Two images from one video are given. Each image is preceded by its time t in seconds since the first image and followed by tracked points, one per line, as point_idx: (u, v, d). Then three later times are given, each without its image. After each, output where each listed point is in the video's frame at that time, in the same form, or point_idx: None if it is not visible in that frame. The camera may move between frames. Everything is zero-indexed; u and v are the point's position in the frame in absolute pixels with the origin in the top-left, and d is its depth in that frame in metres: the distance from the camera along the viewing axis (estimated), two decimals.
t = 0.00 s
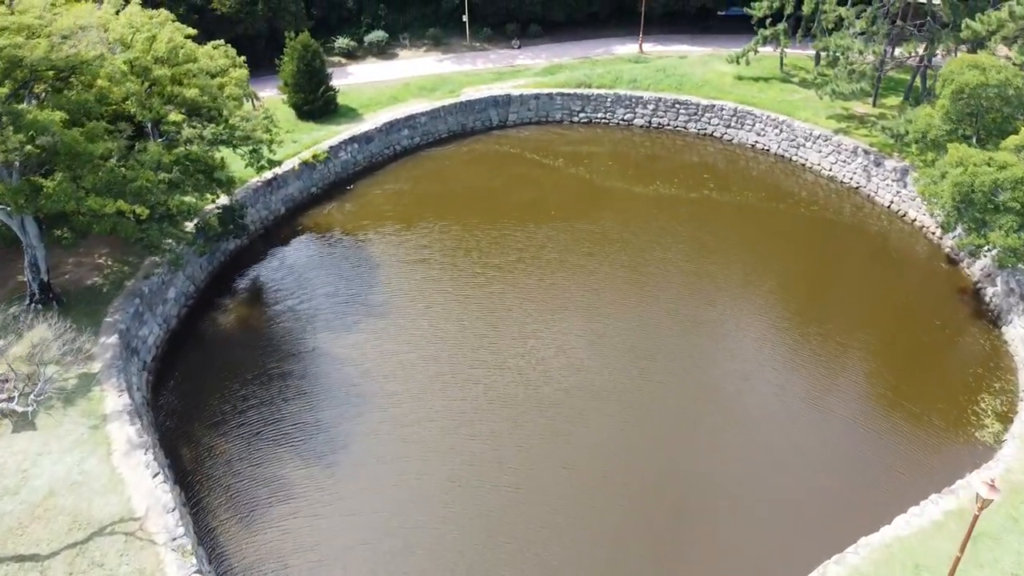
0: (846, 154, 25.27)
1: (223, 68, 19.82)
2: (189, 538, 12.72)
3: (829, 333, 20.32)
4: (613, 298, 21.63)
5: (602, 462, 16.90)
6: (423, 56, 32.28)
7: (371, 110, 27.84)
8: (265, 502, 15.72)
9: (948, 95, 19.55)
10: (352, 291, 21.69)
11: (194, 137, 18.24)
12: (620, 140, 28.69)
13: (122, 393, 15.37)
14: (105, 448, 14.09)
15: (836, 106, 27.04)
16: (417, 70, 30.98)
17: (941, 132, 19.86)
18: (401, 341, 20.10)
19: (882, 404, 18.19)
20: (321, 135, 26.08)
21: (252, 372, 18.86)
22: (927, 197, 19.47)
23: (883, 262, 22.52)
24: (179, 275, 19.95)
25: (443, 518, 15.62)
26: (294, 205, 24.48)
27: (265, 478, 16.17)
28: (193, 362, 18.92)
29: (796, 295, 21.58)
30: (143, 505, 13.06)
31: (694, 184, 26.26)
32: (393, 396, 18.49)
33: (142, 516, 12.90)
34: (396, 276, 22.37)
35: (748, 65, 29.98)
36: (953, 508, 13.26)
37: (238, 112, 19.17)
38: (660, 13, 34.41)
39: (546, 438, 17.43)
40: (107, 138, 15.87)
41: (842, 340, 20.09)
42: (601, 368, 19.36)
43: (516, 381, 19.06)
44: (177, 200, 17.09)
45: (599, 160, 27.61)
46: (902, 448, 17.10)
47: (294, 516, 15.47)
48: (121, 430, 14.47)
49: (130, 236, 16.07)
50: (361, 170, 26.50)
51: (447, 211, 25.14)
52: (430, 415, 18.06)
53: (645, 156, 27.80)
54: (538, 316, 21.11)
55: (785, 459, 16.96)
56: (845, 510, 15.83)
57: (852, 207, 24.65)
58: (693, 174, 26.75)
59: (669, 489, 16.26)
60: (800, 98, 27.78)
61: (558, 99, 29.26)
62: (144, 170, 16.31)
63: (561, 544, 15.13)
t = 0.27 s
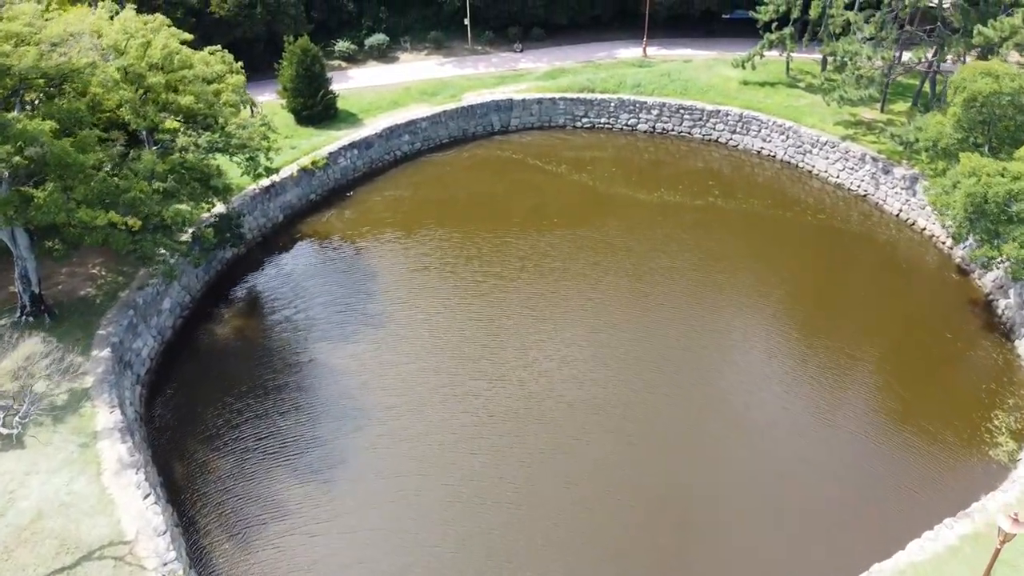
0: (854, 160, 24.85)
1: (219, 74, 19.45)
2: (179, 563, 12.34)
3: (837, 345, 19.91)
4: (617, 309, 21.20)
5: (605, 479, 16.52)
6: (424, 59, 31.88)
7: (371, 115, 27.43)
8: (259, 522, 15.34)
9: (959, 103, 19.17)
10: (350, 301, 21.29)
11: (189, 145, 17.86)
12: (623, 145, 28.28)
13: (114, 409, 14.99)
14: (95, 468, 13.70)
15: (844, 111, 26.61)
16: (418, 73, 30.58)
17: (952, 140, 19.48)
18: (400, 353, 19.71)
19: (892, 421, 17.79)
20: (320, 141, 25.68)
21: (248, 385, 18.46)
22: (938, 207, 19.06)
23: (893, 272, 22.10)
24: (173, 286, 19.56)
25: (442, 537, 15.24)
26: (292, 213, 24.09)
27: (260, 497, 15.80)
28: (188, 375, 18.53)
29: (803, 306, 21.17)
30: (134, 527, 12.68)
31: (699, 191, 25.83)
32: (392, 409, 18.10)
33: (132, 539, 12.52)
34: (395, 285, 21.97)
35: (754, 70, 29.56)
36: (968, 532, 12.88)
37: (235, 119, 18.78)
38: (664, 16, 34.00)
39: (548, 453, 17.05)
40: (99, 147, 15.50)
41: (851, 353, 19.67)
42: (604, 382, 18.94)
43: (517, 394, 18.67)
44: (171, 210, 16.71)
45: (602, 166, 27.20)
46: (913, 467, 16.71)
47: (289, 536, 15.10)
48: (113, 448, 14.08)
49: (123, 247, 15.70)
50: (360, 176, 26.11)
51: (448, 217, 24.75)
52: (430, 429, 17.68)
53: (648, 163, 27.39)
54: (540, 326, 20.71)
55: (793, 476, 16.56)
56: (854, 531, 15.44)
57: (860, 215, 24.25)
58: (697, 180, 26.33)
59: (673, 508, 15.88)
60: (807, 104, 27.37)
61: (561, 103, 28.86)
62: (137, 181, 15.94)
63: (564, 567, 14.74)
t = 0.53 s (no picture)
0: (861, 167, 24.46)
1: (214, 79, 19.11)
2: None
3: (844, 357, 19.53)
4: (620, 319, 20.83)
5: (607, 495, 16.14)
6: (424, 63, 31.50)
7: (370, 120, 27.07)
8: (253, 542, 14.97)
9: (970, 110, 18.81)
10: (349, 310, 20.91)
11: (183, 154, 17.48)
12: (626, 151, 27.90)
13: (104, 425, 14.62)
14: (84, 487, 13.32)
15: (850, 117, 26.23)
16: (418, 77, 30.20)
17: (962, 149, 19.17)
18: (399, 365, 19.33)
19: (901, 436, 17.41)
20: (318, 146, 25.30)
21: (243, 399, 18.09)
22: (948, 217, 18.67)
23: (901, 282, 21.72)
24: (167, 297, 19.18)
25: (440, 556, 14.88)
26: (289, 220, 23.73)
27: (254, 515, 15.43)
28: (182, 388, 18.16)
29: (810, 316, 20.79)
30: (123, 551, 12.31)
31: (703, 197, 25.44)
32: (390, 423, 17.72)
33: (121, 564, 12.15)
34: (394, 294, 21.59)
35: (758, 74, 29.18)
36: (982, 557, 12.52)
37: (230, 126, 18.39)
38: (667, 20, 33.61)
39: (549, 469, 16.68)
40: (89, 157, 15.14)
41: (859, 365, 19.28)
42: (606, 394, 18.57)
43: (518, 407, 18.29)
44: (164, 220, 16.34)
45: (604, 172, 26.82)
46: (923, 484, 16.33)
47: (283, 557, 14.74)
48: (103, 467, 13.70)
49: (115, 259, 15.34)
50: (359, 182, 25.74)
51: (448, 225, 24.37)
52: (429, 443, 17.30)
53: (651, 169, 27.01)
54: (541, 337, 20.33)
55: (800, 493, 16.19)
56: (862, 550, 15.06)
57: (867, 223, 23.87)
58: (701, 187, 25.95)
59: (677, 526, 15.51)
60: (812, 109, 26.98)
61: (562, 108, 28.48)
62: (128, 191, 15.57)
63: None
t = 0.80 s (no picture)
0: (866, 174, 24.11)
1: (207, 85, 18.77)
2: None
3: (851, 369, 19.17)
4: (621, 329, 20.46)
5: (609, 511, 15.76)
6: (423, 67, 31.15)
7: (368, 125, 26.71)
8: (246, 562, 14.63)
9: (979, 117, 18.50)
10: (346, 320, 20.56)
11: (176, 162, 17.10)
12: (627, 156, 27.55)
13: (94, 442, 14.26)
14: (72, 508, 12.97)
15: (855, 122, 25.87)
16: (417, 81, 29.84)
17: (971, 156, 18.89)
18: (396, 376, 18.98)
19: (910, 450, 17.06)
20: (315, 152, 24.94)
21: (238, 412, 17.72)
22: (957, 226, 18.31)
23: (907, 292, 21.38)
24: (160, 308, 18.83)
25: None
26: (285, 227, 23.37)
27: (247, 534, 15.08)
28: (174, 401, 17.81)
29: (815, 327, 20.43)
30: None
31: (705, 204, 25.07)
32: (387, 437, 17.35)
33: None
34: (392, 303, 21.23)
35: (761, 78, 28.82)
36: None
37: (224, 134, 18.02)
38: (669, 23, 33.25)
39: (548, 484, 16.32)
40: (78, 167, 14.78)
41: (866, 377, 18.93)
42: (608, 407, 18.19)
43: (518, 419, 17.93)
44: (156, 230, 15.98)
45: (606, 178, 26.45)
46: (933, 501, 15.95)
47: None
48: (91, 487, 13.34)
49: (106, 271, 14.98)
50: (357, 188, 25.38)
51: (447, 232, 24.01)
52: (426, 458, 16.92)
53: (653, 174, 26.65)
54: (542, 347, 19.97)
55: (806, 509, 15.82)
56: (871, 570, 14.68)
57: (873, 231, 23.53)
58: (703, 193, 25.58)
59: (681, 544, 15.15)
60: (816, 114, 26.63)
61: (563, 112, 28.12)
62: (118, 202, 15.23)
63: None
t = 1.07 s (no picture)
0: (871, 180, 23.78)
1: (200, 92, 18.47)
2: None
3: (857, 381, 18.86)
4: (623, 339, 20.12)
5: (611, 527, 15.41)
6: (422, 70, 30.81)
7: (366, 130, 26.38)
8: None
9: (988, 125, 18.09)
10: (344, 329, 20.23)
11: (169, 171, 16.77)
12: (629, 161, 27.22)
13: (83, 460, 13.92)
14: (59, 529, 12.64)
15: (859, 127, 25.53)
16: (416, 85, 29.51)
17: (979, 164, 18.51)
18: (394, 387, 18.64)
19: (917, 465, 16.76)
20: (313, 158, 24.61)
21: (233, 425, 17.40)
22: (966, 236, 17.96)
23: (914, 301, 21.07)
24: (153, 318, 18.50)
25: None
26: (282, 234, 23.04)
27: (240, 553, 14.75)
28: (168, 414, 17.48)
29: (820, 338, 20.12)
30: None
31: (708, 211, 24.73)
32: (384, 450, 17.01)
33: None
34: (390, 312, 20.89)
35: (764, 83, 28.48)
36: None
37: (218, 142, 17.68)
38: (671, 26, 32.91)
39: (549, 500, 15.99)
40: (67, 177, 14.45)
41: (872, 390, 18.60)
42: (610, 419, 17.86)
43: (518, 432, 17.60)
44: (148, 241, 15.65)
45: (607, 183, 26.12)
46: (941, 517, 15.63)
47: None
48: (79, 507, 13.00)
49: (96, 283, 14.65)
50: (355, 194, 25.05)
51: (447, 238, 23.68)
52: (424, 472, 16.58)
53: (655, 180, 26.32)
54: (542, 357, 19.64)
55: (812, 526, 15.49)
56: None
57: (878, 238, 23.20)
58: (706, 200, 25.25)
59: (684, 563, 14.80)
60: (820, 119, 26.30)
61: (564, 117, 27.79)
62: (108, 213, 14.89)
63: None
